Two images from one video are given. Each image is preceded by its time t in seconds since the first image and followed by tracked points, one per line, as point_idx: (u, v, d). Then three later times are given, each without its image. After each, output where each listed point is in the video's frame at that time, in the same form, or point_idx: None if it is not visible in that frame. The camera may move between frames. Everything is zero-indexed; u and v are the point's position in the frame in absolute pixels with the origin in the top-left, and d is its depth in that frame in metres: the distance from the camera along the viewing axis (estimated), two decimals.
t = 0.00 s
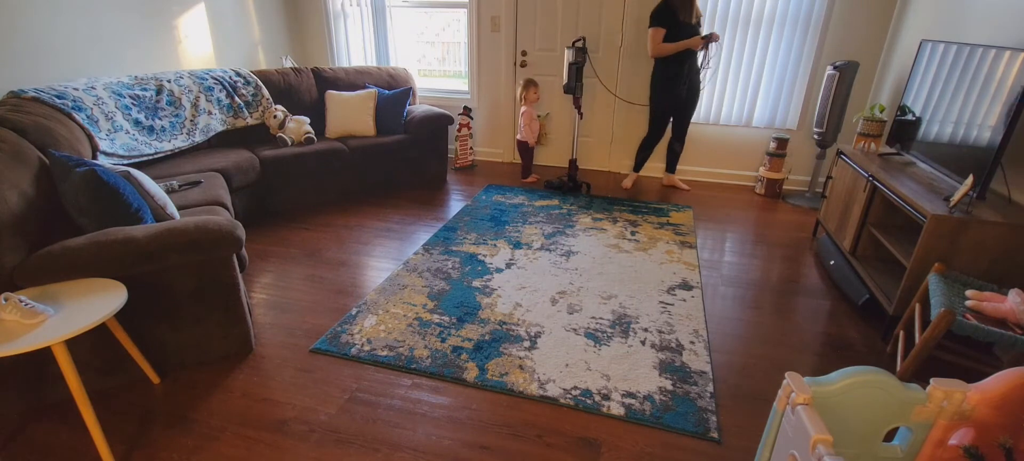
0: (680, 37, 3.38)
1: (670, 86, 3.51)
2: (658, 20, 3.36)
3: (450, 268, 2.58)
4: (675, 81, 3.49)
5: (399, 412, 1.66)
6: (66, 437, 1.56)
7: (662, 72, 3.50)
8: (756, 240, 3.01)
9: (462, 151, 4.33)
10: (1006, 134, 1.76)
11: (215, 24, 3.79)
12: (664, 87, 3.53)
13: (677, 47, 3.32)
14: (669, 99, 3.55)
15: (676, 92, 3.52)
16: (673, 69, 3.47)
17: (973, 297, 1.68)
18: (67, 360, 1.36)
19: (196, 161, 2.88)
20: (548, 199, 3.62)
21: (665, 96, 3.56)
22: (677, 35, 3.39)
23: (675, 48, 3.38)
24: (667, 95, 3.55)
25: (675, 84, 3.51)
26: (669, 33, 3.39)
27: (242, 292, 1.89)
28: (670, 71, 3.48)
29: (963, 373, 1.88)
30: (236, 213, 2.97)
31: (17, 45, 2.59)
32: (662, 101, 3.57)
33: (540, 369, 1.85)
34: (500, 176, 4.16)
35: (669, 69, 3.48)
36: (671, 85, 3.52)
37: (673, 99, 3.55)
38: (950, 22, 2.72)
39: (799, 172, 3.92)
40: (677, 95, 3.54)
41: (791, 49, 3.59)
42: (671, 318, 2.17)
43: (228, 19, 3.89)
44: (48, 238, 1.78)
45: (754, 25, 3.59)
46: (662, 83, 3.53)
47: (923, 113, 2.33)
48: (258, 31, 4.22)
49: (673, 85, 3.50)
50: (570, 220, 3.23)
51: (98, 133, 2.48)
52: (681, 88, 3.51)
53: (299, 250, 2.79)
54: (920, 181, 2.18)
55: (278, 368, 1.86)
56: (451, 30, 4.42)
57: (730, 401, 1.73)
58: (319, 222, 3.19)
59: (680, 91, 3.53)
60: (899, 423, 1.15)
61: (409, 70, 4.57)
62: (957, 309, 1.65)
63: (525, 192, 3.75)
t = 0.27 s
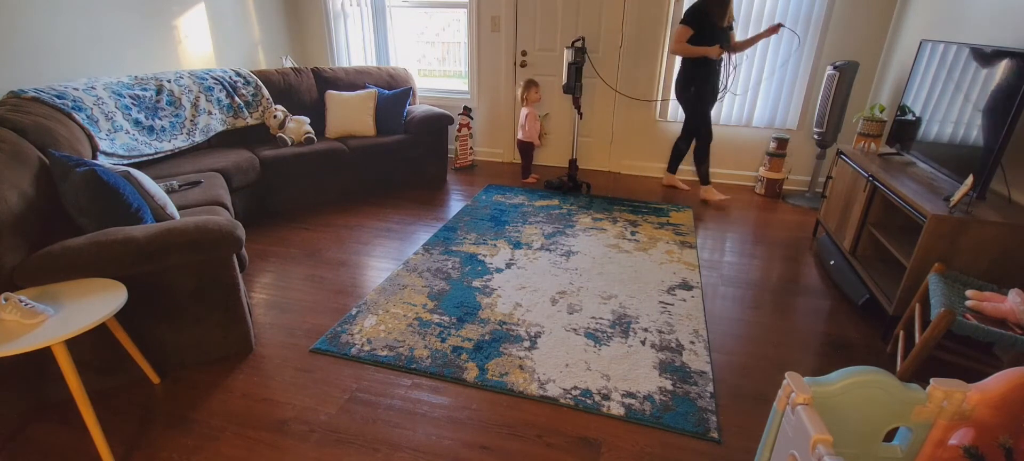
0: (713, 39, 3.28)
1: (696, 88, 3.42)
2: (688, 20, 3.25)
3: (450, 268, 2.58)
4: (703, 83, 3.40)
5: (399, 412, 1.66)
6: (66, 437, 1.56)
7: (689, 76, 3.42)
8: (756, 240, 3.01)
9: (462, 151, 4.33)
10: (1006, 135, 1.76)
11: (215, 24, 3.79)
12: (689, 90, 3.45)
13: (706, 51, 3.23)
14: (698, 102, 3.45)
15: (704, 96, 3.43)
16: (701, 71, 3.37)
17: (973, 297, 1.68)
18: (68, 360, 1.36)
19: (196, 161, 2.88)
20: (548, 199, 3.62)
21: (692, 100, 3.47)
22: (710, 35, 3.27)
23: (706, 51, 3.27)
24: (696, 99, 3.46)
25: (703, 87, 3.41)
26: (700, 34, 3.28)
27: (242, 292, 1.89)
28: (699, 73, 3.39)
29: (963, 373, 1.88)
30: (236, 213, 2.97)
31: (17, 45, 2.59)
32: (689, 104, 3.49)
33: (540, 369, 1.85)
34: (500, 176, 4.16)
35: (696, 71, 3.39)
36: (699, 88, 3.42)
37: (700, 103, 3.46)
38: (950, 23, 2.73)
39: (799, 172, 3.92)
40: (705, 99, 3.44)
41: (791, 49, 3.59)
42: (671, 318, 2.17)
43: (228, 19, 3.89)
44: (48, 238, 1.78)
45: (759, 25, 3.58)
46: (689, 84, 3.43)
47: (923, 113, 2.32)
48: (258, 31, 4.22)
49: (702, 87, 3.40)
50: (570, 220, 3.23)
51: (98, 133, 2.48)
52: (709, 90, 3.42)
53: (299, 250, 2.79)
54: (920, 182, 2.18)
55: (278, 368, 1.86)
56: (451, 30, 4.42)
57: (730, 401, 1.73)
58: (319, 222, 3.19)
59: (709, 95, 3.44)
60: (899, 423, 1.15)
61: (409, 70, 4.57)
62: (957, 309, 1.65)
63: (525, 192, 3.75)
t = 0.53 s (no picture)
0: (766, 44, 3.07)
1: (743, 97, 3.21)
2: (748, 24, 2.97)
3: (450, 268, 2.58)
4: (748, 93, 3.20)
5: (399, 412, 1.66)
6: (66, 437, 1.57)
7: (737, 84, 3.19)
8: (756, 240, 3.01)
9: (462, 151, 4.33)
10: (1005, 135, 1.76)
11: (215, 24, 3.78)
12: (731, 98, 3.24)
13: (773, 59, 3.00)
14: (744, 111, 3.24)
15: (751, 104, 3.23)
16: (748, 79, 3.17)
17: (973, 297, 1.68)
18: (68, 360, 1.36)
19: (196, 161, 2.88)
20: (548, 199, 3.62)
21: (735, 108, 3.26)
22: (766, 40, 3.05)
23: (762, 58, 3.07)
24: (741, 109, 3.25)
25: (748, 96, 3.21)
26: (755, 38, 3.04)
27: (242, 292, 1.89)
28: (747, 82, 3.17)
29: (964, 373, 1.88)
30: (236, 213, 2.97)
31: (17, 45, 2.59)
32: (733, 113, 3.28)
33: (540, 369, 1.85)
34: (500, 176, 4.16)
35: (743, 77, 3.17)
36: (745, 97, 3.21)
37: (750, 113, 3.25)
38: (950, 23, 2.72)
39: (799, 172, 3.92)
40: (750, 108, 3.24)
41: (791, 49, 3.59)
42: (671, 318, 2.17)
43: (228, 19, 3.89)
44: (48, 237, 1.78)
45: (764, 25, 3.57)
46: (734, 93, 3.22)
47: (923, 113, 2.32)
48: (258, 31, 4.22)
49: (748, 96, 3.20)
50: (570, 220, 3.23)
51: (98, 133, 2.48)
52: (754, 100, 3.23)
53: (299, 250, 2.79)
54: (919, 182, 2.18)
55: (278, 368, 1.86)
56: (451, 30, 4.42)
57: (730, 401, 1.72)
58: (319, 222, 3.19)
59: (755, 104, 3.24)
60: (899, 423, 1.15)
61: (409, 70, 4.57)
62: (957, 309, 1.65)
63: (525, 192, 3.75)
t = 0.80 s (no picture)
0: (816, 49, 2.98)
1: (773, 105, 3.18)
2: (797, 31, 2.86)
3: (450, 268, 2.58)
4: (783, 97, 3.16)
5: (399, 412, 1.66)
6: (66, 437, 1.57)
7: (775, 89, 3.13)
8: (756, 240, 3.00)
9: (462, 151, 4.32)
10: (1005, 135, 1.76)
11: (215, 24, 3.79)
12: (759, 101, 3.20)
13: (820, 65, 2.89)
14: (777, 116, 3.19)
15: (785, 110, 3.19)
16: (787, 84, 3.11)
17: (973, 297, 1.68)
18: (68, 360, 1.36)
19: (196, 161, 2.88)
20: (548, 199, 3.62)
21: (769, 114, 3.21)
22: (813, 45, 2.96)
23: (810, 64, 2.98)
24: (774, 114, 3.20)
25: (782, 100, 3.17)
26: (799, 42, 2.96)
27: (242, 292, 1.89)
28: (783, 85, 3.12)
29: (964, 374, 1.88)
30: (236, 213, 2.97)
31: (17, 45, 2.59)
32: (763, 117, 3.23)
33: (540, 369, 1.85)
34: (500, 176, 4.16)
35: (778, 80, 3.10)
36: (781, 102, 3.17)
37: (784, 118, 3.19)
38: (950, 23, 2.72)
39: (799, 172, 3.92)
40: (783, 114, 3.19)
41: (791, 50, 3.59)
42: (671, 318, 2.17)
43: (228, 19, 3.89)
44: (48, 237, 1.78)
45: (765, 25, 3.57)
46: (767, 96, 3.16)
47: (922, 113, 2.33)
48: (258, 31, 4.22)
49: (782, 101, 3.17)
50: (570, 220, 3.23)
51: (98, 133, 2.48)
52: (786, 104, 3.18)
53: (299, 250, 2.79)
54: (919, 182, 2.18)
55: (278, 368, 1.86)
56: (451, 30, 4.42)
57: (730, 401, 1.73)
58: (319, 222, 3.19)
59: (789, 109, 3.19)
60: (899, 423, 1.15)
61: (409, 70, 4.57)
62: (957, 309, 1.65)
63: (525, 192, 3.75)
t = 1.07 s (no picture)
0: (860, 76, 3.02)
1: (790, 108, 3.22)
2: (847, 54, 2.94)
3: (450, 268, 2.58)
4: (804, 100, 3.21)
5: (399, 412, 1.66)
6: (66, 437, 1.57)
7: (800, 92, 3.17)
8: (756, 240, 3.00)
9: (462, 151, 4.33)
10: (1005, 134, 1.76)
11: (215, 24, 3.79)
12: (776, 101, 3.22)
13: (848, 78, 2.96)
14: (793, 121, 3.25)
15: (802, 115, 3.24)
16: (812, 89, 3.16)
17: (973, 297, 1.68)
18: (68, 360, 1.36)
19: (196, 161, 2.88)
20: (548, 199, 3.62)
21: (786, 115, 3.24)
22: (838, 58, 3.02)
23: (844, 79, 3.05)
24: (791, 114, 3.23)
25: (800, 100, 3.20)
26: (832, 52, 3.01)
27: (242, 292, 1.89)
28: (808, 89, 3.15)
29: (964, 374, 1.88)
30: (236, 213, 2.97)
31: (17, 45, 2.59)
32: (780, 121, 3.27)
33: (540, 369, 1.85)
34: (500, 176, 4.16)
35: (798, 82, 3.13)
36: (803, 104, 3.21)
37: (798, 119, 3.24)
38: (951, 23, 2.72)
39: (799, 172, 3.93)
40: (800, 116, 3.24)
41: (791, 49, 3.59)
42: (671, 318, 2.17)
43: (228, 19, 3.89)
44: (47, 238, 1.78)
45: (765, 25, 3.57)
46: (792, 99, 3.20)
47: (922, 113, 2.33)
48: (258, 31, 4.22)
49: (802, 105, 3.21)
50: (570, 220, 3.23)
51: (98, 133, 2.48)
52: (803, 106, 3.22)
53: (299, 250, 2.79)
54: (919, 182, 2.18)
55: (277, 368, 1.86)
56: (451, 30, 4.42)
57: (730, 401, 1.73)
58: (319, 222, 3.19)
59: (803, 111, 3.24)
60: (898, 423, 1.15)
61: (409, 70, 4.57)
62: (957, 309, 1.65)
63: (525, 192, 3.75)
